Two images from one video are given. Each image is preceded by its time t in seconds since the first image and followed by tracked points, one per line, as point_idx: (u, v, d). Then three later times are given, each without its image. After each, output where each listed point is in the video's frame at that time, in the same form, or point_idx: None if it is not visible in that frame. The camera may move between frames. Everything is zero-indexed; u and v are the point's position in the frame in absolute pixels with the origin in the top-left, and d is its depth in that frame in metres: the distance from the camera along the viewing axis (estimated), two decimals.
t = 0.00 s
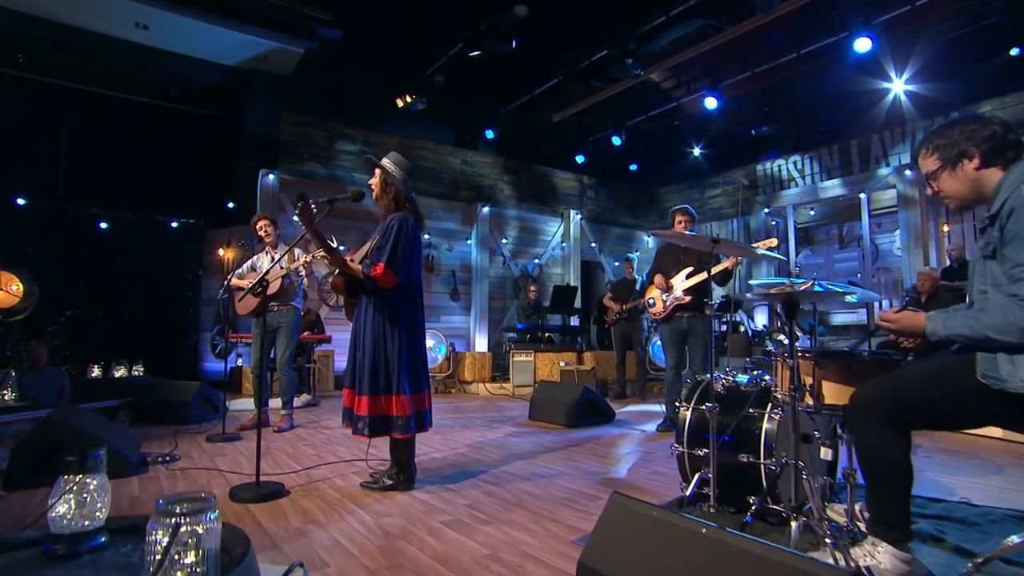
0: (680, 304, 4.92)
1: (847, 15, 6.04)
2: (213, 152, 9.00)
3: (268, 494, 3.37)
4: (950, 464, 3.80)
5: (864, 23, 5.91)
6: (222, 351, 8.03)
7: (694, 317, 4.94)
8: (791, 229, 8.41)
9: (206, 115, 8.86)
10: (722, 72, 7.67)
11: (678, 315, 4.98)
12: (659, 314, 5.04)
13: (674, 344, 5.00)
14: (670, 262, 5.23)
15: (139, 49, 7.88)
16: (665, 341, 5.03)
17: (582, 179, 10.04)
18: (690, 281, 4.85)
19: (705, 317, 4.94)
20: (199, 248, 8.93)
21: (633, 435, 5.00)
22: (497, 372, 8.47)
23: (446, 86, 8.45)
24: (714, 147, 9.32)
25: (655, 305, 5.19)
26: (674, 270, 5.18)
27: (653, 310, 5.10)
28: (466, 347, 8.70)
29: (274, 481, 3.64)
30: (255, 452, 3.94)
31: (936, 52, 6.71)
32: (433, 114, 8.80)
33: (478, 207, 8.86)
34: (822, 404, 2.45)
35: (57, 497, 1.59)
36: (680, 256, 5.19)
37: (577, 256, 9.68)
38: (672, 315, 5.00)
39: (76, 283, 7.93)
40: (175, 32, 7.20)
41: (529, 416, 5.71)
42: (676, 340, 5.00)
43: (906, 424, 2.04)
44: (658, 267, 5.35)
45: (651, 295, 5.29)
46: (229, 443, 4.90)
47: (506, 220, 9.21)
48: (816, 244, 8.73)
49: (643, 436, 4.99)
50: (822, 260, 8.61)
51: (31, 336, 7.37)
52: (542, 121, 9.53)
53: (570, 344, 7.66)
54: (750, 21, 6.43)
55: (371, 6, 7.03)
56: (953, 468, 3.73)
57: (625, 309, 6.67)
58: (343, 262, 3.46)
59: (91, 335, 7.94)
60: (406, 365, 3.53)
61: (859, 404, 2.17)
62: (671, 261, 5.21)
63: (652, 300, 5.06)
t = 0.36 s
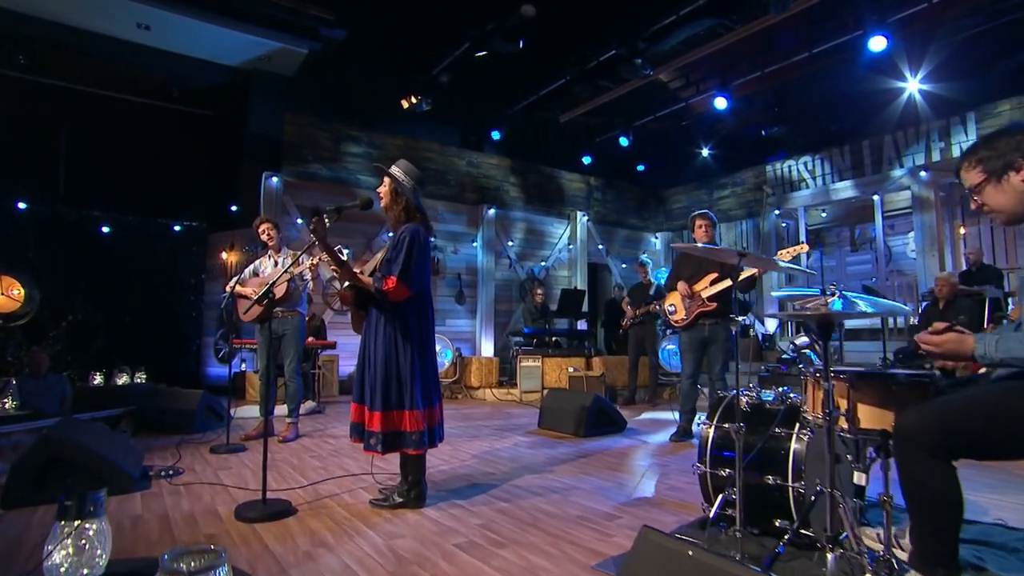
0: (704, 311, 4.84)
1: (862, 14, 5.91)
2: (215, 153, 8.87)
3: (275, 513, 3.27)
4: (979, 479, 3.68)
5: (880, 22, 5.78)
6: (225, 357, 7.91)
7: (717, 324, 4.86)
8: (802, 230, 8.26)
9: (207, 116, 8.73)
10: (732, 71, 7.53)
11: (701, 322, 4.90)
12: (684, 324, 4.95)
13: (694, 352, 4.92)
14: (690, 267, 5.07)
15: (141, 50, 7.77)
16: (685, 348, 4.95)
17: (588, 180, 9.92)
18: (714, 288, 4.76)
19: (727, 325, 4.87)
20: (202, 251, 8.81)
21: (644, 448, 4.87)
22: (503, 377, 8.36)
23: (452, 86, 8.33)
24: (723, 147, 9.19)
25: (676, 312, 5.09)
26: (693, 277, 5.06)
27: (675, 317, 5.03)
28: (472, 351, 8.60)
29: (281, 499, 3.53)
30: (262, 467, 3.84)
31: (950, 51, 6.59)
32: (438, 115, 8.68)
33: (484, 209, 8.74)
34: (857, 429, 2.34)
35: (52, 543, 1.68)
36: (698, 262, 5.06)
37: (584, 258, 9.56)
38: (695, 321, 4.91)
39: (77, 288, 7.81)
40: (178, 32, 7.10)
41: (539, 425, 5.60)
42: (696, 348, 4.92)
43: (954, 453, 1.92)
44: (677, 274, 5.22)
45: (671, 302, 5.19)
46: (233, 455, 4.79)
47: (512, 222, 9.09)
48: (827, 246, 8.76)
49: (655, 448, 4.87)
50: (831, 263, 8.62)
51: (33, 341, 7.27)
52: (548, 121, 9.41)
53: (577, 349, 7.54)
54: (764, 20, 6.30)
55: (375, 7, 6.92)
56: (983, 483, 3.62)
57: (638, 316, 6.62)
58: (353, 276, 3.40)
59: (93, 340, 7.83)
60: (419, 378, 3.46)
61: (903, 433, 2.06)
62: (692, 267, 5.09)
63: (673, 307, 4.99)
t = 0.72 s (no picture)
0: (723, 318, 4.75)
1: (878, 12, 5.78)
2: (217, 155, 8.74)
3: (282, 534, 3.15)
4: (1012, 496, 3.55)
5: (896, 20, 5.64)
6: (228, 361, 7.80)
7: (736, 332, 4.76)
8: (814, 232, 8.11)
9: (209, 117, 8.60)
10: (743, 71, 7.39)
11: (720, 330, 4.80)
12: (703, 331, 4.85)
13: (713, 361, 4.85)
14: (708, 273, 4.96)
15: (142, 51, 7.65)
16: (703, 357, 4.87)
17: (595, 180, 9.78)
18: (733, 296, 4.69)
19: (746, 333, 4.77)
20: (204, 254, 8.58)
21: (656, 460, 4.75)
22: (510, 382, 8.23)
23: (457, 86, 8.20)
24: (731, 145, 9.04)
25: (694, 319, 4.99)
26: (712, 284, 4.95)
27: (693, 325, 4.95)
28: (478, 355, 8.47)
29: (288, 518, 3.42)
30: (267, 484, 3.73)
31: (966, 50, 6.46)
32: (443, 115, 8.55)
33: (490, 211, 8.61)
34: (897, 455, 2.21)
35: None
36: (717, 269, 4.93)
37: (591, 260, 9.43)
38: (714, 329, 4.81)
39: (78, 291, 7.66)
40: (178, 32, 6.98)
41: (550, 434, 5.48)
42: (715, 356, 4.84)
43: (1015, 479, 1.73)
44: (693, 281, 5.11)
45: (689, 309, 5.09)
46: (237, 467, 4.67)
47: (518, 224, 8.96)
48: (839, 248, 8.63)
49: (670, 460, 4.75)
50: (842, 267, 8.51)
51: (31, 347, 7.14)
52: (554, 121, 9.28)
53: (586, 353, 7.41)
54: (777, 17, 6.17)
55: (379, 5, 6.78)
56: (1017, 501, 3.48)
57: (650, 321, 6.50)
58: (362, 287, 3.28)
59: (92, 345, 7.67)
60: (431, 393, 3.37)
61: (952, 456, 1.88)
62: (709, 274, 4.98)
63: (691, 314, 4.91)
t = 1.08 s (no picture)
0: (736, 326, 4.63)
1: (894, 9, 5.64)
2: (219, 155, 8.62)
3: (288, 555, 3.03)
4: None
5: (914, 17, 5.50)
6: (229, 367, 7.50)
7: (751, 341, 4.63)
8: (827, 234, 7.97)
9: (211, 117, 8.47)
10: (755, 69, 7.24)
11: (733, 338, 4.67)
12: (716, 339, 4.72)
13: (726, 370, 4.71)
14: (723, 281, 4.86)
15: (141, 50, 7.53)
16: (716, 365, 4.73)
17: (602, 181, 9.65)
18: (748, 303, 4.55)
19: (761, 341, 4.63)
20: (205, 258, 8.52)
21: (670, 472, 4.62)
22: (516, 387, 8.10)
23: (462, 85, 8.08)
24: (741, 147, 8.93)
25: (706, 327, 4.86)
26: (726, 291, 4.84)
27: (705, 333, 4.81)
28: (483, 360, 8.34)
29: (294, 537, 3.29)
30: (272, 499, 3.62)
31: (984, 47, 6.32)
32: (448, 115, 8.43)
33: (495, 212, 8.48)
34: (941, 482, 2.10)
35: None
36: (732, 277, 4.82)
37: (597, 262, 9.30)
38: (727, 337, 4.69)
39: (79, 296, 7.52)
40: (179, 31, 6.85)
41: (560, 444, 5.38)
42: (728, 365, 4.70)
43: None
44: (708, 288, 5.00)
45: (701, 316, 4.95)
46: (241, 480, 4.55)
47: (524, 226, 8.83)
48: (852, 250, 8.52)
49: (684, 472, 4.62)
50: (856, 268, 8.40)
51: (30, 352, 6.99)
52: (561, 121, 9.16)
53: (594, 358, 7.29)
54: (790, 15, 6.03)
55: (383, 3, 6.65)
56: None
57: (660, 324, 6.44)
58: (372, 297, 3.17)
59: (94, 349, 7.55)
60: (446, 407, 3.27)
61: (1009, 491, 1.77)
62: (725, 282, 4.87)
63: (703, 322, 4.77)
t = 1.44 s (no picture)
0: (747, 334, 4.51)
1: (913, 5, 5.49)
2: (221, 155, 8.49)
3: None
4: None
5: (934, 12, 5.35)
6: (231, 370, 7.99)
7: (764, 348, 4.50)
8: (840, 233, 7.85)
9: (213, 117, 8.35)
10: (766, 67, 7.08)
11: (746, 345, 4.55)
12: (727, 347, 4.61)
13: (740, 377, 4.58)
14: (735, 287, 4.72)
15: (142, 49, 7.40)
16: (729, 373, 4.61)
17: (609, 181, 9.52)
18: (760, 308, 4.48)
19: (775, 348, 4.52)
20: (207, 260, 8.31)
21: (686, 483, 4.50)
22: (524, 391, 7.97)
23: (468, 84, 7.96)
24: (752, 145, 8.71)
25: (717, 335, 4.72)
26: (739, 296, 4.71)
27: (716, 341, 4.69)
28: (490, 363, 8.22)
29: (302, 558, 3.17)
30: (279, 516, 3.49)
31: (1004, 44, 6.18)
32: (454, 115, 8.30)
33: (502, 213, 8.36)
34: (998, 514, 1.96)
35: None
36: (745, 283, 4.69)
37: (605, 264, 9.16)
38: (739, 344, 4.57)
39: (76, 299, 7.32)
40: (180, 29, 6.73)
41: (572, 452, 5.27)
42: (742, 373, 4.58)
43: None
44: (721, 294, 4.86)
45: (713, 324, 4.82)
46: (246, 492, 4.43)
47: (531, 227, 8.70)
48: (865, 251, 8.36)
49: (700, 483, 4.50)
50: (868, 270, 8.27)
51: (27, 357, 6.76)
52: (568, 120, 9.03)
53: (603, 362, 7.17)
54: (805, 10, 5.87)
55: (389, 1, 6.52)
56: None
57: (672, 329, 6.37)
58: (384, 306, 3.05)
59: (93, 355, 7.35)
60: (462, 421, 3.14)
61: None
62: (737, 287, 4.74)
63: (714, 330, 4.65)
